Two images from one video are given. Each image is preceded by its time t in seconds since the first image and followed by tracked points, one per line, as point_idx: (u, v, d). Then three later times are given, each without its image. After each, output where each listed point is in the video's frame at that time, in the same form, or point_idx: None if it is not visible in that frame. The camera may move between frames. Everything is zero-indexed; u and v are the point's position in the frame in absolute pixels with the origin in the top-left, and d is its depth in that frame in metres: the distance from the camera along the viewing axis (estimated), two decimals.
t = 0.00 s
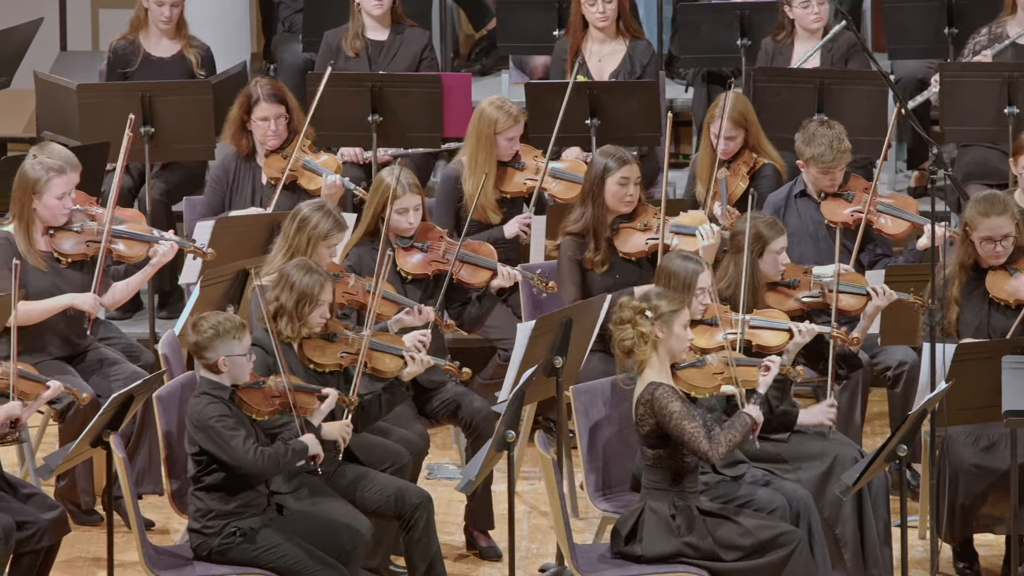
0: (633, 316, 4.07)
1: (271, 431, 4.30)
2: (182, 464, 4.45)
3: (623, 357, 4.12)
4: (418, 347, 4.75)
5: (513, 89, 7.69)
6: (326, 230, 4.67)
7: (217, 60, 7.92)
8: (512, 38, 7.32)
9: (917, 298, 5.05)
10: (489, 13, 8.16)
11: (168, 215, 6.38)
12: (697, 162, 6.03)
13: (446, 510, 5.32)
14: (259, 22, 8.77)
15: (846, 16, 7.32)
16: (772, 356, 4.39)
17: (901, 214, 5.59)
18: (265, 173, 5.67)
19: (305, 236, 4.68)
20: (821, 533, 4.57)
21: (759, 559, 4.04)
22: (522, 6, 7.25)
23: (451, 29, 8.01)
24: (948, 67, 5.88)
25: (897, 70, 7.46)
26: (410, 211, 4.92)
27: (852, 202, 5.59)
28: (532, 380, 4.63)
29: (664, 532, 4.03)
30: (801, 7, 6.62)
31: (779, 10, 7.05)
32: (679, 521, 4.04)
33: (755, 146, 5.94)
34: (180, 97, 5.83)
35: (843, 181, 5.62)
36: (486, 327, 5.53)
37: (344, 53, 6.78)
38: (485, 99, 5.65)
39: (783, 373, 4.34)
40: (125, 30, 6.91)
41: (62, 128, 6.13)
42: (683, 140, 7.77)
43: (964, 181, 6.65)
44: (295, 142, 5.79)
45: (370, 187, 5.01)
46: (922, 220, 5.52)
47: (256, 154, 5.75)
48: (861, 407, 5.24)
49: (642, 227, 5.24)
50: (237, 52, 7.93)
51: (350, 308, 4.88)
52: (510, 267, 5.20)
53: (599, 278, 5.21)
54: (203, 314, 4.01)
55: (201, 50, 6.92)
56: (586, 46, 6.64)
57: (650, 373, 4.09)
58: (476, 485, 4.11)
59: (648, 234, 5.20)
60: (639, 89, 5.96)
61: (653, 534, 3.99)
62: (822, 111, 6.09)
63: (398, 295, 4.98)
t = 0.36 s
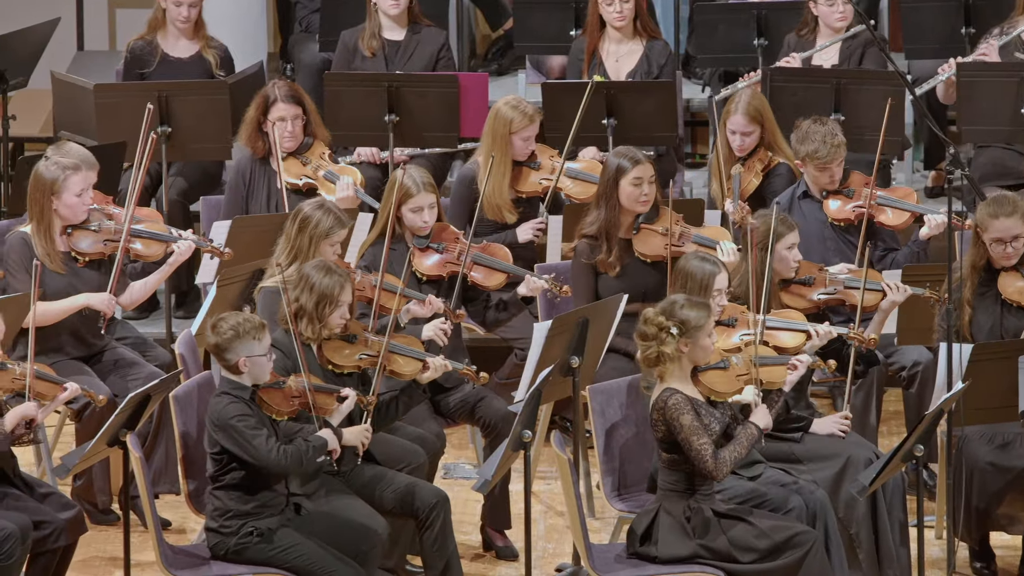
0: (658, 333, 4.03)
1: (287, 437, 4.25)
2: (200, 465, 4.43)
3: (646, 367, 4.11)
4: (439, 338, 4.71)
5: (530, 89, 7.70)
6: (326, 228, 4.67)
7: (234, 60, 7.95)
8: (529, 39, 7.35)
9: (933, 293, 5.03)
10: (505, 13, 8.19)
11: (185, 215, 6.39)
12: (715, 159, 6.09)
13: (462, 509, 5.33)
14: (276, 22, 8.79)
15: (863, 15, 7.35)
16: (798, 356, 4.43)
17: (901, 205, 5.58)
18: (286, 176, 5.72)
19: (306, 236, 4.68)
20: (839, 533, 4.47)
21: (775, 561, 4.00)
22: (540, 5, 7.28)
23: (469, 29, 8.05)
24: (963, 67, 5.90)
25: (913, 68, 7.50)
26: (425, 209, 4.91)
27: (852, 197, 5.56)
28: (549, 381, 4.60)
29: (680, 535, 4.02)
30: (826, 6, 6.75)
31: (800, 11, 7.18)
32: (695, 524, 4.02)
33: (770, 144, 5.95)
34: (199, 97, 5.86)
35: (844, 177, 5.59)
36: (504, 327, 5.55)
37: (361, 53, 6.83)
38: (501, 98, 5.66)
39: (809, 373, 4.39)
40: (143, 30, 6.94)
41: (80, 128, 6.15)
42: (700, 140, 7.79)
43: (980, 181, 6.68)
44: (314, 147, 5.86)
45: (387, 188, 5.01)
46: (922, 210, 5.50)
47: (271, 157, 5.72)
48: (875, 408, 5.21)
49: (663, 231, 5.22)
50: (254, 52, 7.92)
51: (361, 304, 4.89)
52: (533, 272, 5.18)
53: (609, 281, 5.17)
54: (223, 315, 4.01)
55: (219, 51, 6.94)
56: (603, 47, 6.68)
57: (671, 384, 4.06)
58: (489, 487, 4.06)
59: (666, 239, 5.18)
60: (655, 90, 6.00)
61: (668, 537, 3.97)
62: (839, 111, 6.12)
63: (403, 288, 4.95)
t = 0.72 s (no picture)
0: (688, 334, 4.04)
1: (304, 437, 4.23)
2: (217, 465, 4.42)
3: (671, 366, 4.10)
4: (460, 336, 4.71)
5: (547, 89, 7.68)
6: (331, 225, 4.67)
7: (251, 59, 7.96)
8: (546, 38, 7.37)
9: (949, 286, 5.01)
10: (522, 13, 8.21)
11: (202, 215, 6.40)
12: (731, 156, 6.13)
13: (479, 509, 5.34)
14: (293, 22, 8.81)
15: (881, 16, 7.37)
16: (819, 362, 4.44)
17: (913, 199, 5.60)
18: (305, 176, 5.73)
19: (312, 233, 4.67)
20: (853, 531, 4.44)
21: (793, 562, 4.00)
22: (557, 5, 7.31)
23: (485, 29, 8.07)
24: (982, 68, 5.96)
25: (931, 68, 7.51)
26: (442, 207, 4.91)
27: (866, 194, 5.56)
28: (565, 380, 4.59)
29: (697, 536, 4.01)
30: (847, 6, 6.77)
31: (819, 11, 7.22)
32: (712, 526, 4.02)
33: (785, 142, 5.98)
34: (215, 97, 5.87)
35: (857, 175, 5.58)
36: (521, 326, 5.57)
37: (377, 53, 6.83)
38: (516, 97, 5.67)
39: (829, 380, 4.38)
40: (161, 31, 6.96)
41: (96, 127, 6.17)
42: (716, 140, 7.76)
43: (997, 181, 6.69)
44: (331, 150, 5.86)
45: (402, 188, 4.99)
46: (933, 203, 5.54)
47: (289, 162, 5.72)
48: (891, 410, 5.24)
49: (682, 232, 5.23)
50: (271, 50, 7.90)
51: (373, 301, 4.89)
52: (551, 271, 5.19)
53: (626, 283, 5.18)
54: (246, 315, 4.00)
55: (237, 50, 6.97)
56: (620, 46, 6.69)
57: (694, 383, 4.06)
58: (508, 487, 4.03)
59: (685, 241, 5.18)
60: (671, 89, 6.01)
61: (686, 537, 3.96)
62: (856, 111, 6.12)
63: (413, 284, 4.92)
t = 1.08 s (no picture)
0: (706, 323, 4.05)
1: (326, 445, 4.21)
2: (235, 465, 4.40)
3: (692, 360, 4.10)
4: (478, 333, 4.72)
5: (564, 88, 7.68)
6: (349, 224, 4.66)
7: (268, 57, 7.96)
8: (563, 38, 7.38)
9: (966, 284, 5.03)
10: (539, 13, 8.24)
11: (219, 215, 6.42)
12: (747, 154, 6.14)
13: (497, 509, 5.34)
14: (310, 22, 8.84)
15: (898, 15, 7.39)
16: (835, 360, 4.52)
17: (940, 202, 5.57)
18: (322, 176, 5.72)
19: (330, 233, 4.66)
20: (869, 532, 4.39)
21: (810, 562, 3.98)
22: (574, 5, 7.33)
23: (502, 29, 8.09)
24: (1000, 68, 5.99)
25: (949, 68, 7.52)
26: (459, 207, 4.92)
27: (891, 197, 5.52)
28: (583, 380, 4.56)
29: (715, 535, 4.02)
30: (864, 7, 6.79)
31: (836, 9, 7.27)
32: (731, 526, 4.02)
33: (801, 141, 5.99)
34: (231, 95, 5.92)
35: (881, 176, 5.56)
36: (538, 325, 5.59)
37: (395, 52, 6.84)
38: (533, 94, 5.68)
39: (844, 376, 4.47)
40: (179, 31, 6.99)
41: (114, 127, 6.21)
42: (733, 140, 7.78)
43: (1014, 181, 6.69)
44: (348, 150, 5.88)
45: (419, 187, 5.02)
46: (960, 206, 5.51)
47: (306, 162, 5.73)
48: (909, 411, 5.25)
49: (700, 232, 5.22)
50: (287, 50, 7.90)
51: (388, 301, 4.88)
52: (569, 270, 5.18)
53: (643, 283, 5.18)
54: (261, 314, 4.01)
55: (253, 47, 7.01)
56: (637, 46, 6.70)
57: (716, 380, 4.05)
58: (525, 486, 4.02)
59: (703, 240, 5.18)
60: (688, 88, 6.02)
61: (702, 537, 3.98)
62: (873, 110, 6.13)
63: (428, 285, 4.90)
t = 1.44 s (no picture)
0: (727, 322, 4.03)
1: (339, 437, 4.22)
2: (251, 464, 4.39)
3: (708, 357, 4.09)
4: (496, 335, 4.72)
5: (581, 88, 7.70)
6: (365, 221, 4.66)
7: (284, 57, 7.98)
8: (581, 37, 7.40)
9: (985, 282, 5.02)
10: (557, 13, 8.26)
11: (236, 214, 6.43)
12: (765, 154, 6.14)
13: (514, 508, 5.35)
14: (327, 22, 8.87)
15: (916, 15, 7.43)
16: (852, 365, 4.45)
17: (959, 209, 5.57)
18: (336, 174, 5.72)
19: (347, 231, 4.67)
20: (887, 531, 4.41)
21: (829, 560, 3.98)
22: (591, 5, 7.36)
23: (520, 29, 8.11)
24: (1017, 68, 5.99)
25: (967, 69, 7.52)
26: (478, 206, 4.91)
27: (909, 202, 5.54)
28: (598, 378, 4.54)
29: (732, 533, 3.99)
30: (881, 8, 6.81)
31: (853, 9, 7.32)
32: (748, 522, 4.00)
33: (819, 141, 6.00)
34: (247, 95, 5.94)
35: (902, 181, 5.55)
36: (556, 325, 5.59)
37: (413, 51, 6.85)
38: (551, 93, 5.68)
39: (862, 383, 4.37)
40: (198, 30, 7.02)
41: (131, 126, 6.24)
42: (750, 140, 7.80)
43: None
44: (364, 146, 5.85)
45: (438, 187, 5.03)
46: (981, 214, 5.52)
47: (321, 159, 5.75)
48: (926, 410, 5.26)
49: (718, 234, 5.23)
50: (304, 49, 7.91)
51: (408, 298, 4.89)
52: (587, 270, 5.20)
53: (660, 283, 5.18)
54: (278, 315, 4.00)
55: (270, 47, 7.06)
56: (654, 45, 6.70)
57: (729, 378, 4.05)
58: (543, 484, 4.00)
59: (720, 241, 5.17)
60: (706, 88, 6.03)
61: (720, 534, 3.95)
62: (891, 110, 6.16)
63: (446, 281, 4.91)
